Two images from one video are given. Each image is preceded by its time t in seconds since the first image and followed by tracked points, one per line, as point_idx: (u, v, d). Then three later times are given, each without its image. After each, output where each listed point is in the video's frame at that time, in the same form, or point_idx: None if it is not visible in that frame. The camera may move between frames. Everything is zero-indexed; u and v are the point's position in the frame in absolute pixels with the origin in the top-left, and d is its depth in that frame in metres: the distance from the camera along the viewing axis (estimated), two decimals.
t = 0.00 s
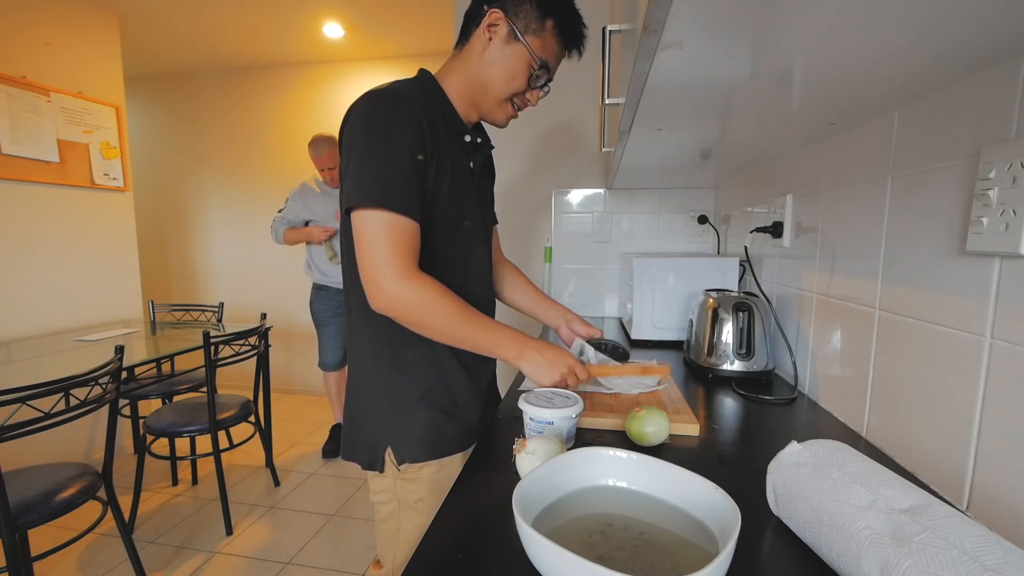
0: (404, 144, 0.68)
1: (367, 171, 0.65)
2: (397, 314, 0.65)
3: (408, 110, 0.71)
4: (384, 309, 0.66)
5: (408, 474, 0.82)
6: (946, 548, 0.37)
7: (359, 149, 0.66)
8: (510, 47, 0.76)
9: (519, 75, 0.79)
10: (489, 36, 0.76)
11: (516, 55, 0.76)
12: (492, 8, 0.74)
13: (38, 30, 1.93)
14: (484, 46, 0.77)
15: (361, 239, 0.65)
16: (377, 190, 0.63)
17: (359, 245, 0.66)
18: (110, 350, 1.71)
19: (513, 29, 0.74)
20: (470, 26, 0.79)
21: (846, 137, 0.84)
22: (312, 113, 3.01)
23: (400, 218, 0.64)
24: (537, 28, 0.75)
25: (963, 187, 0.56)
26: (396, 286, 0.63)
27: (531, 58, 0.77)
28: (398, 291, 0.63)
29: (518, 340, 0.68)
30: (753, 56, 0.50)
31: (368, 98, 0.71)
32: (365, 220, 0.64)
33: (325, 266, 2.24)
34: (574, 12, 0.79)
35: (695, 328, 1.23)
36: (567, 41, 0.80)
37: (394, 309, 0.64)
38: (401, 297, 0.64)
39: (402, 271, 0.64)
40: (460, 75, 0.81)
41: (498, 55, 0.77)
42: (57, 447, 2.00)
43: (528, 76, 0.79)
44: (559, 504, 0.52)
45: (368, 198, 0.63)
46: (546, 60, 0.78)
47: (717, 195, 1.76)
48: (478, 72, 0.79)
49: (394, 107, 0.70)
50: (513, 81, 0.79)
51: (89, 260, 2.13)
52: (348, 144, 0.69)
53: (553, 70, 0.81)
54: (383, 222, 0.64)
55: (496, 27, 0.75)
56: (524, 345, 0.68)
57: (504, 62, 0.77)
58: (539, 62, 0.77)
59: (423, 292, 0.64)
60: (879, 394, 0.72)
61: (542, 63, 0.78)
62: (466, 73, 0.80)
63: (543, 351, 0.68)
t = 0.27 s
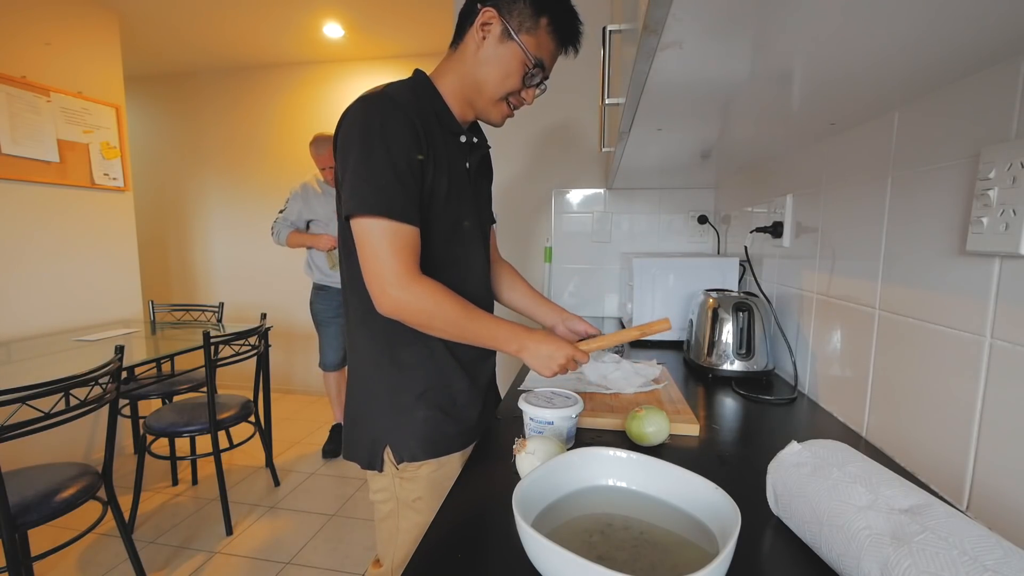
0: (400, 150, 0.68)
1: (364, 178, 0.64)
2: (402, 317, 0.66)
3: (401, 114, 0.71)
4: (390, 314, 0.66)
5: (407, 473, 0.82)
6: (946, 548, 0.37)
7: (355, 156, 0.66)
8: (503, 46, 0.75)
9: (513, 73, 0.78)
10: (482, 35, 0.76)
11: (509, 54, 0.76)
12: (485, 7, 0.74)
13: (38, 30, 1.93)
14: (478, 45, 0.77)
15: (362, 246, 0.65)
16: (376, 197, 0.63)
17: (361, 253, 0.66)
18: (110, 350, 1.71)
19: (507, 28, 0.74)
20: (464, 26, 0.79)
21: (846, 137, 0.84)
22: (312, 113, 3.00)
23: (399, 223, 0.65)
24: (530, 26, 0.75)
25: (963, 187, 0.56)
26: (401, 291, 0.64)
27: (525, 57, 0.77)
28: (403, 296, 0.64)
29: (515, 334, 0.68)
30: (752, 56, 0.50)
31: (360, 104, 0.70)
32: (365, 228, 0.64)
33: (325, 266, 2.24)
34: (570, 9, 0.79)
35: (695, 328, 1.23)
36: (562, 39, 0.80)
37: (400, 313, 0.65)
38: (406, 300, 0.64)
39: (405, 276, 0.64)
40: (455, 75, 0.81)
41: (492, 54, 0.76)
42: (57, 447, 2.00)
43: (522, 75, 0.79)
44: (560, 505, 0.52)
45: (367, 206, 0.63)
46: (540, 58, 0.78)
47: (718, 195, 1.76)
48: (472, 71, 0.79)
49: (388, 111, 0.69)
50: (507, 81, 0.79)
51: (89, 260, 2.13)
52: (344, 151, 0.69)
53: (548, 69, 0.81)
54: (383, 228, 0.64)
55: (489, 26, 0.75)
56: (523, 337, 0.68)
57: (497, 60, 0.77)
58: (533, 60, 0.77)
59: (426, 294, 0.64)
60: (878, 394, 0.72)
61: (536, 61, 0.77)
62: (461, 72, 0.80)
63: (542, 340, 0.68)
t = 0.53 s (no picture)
0: (395, 152, 0.68)
1: (358, 181, 0.64)
2: (397, 321, 0.66)
3: (396, 116, 0.70)
4: (386, 316, 0.66)
5: (405, 473, 0.82)
6: (946, 548, 0.37)
7: (349, 158, 0.66)
8: (499, 44, 0.75)
9: (509, 72, 0.78)
10: (478, 34, 0.75)
11: (505, 53, 0.76)
12: (480, 6, 0.74)
13: (38, 30, 1.93)
14: (473, 44, 0.77)
15: (358, 248, 0.66)
16: (370, 199, 0.63)
17: (356, 255, 0.66)
18: (110, 350, 1.71)
19: (502, 27, 0.74)
20: (460, 26, 0.79)
21: (846, 137, 0.84)
22: (312, 113, 3.00)
23: (395, 224, 0.65)
24: (526, 24, 0.74)
25: (963, 187, 0.56)
26: (395, 294, 0.64)
27: (520, 55, 0.76)
28: (397, 299, 0.64)
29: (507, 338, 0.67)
30: (752, 56, 0.50)
31: (355, 106, 0.70)
32: (360, 230, 0.64)
33: (325, 266, 2.24)
34: (565, 6, 0.78)
35: (695, 328, 1.23)
36: (558, 37, 0.79)
37: (395, 316, 0.65)
38: (401, 303, 0.64)
39: (399, 278, 0.64)
40: (451, 75, 0.81)
41: (487, 53, 0.76)
42: (57, 447, 2.00)
43: (518, 74, 0.78)
44: (560, 505, 0.52)
45: (361, 208, 0.63)
46: (536, 57, 0.78)
47: (718, 195, 1.76)
48: (468, 71, 0.79)
49: (382, 112, 0.69)
50: (503, 80, 0.79)
51: (89, 260, 2.13)
52: (339, 153, 0.69)
53: (545, 67, 0.80)
54: (379, 229, 0.64)
55: (484, 25, 0.75)
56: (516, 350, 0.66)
57: (492, 59, 0.76)
58: (529, 59, 0.77)
59: (421, 297, 0.64)
60: (878, 394, 0.72)
61: (532, 59, 0.77)
62: (456, 72, 0.80)
63: (535, 356, 0.67)
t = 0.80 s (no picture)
0: (385, 147, 0.68)
1: (343, 171, 0.64)
2: (371, 314, 0.66)
3: (391, 111, 0.70)
4: (357, 308, 0.66)
5: (404, 473, 0.82)
6: (947, 548, 0.37)
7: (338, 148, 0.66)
8: (500, 46, 0.75)
9: (510, 73, 0.78)
10: (479, 35, 0.75)
11: (506, 54, 0.76)
12: (482, 7, 0.74)
13: (38, 30, 1.93)
14: (475, 45, 0.77)
15: (337, 240, 0.66)
16: (352, 191, 0.63)
17: (335, 244, 0.66)
18: (110, 350, 1.71)
19: (504, 28, 0.74)
20: (462, 26, 0.79)
21: (846, 137, 0.84)
22: (312, 113, 3.00)
23: (377, 218, 0.64)
24: (527, 26, 0.74)
25: (963, 187, 0.56)
26: (368, 286, 0.64)
27: (521, 57, 0.76)
28: (370, 291, 0.64)
29: (493, 337, 0.67)
30: (752, 56, 0.50)
31: (355, 98, 0.71)
32: (341, 220, 0.64)
33: (326, 266, 2.24)
34: (568, 9, 0.79)
35: (695, 327, 1.23)
36: (560, 38, 0.79)
37: (366, 307, 0.65)
38: (373, 296, 0.64)
39: (376, 270, 0.64)
40: (453, 75, 0.81)
41: (489, 54, 0.76)
42: (57, 447, 2.00)
43: (519, 75, 0.78)
44: (560, 505, 0.52)
45: (342, 198, 0.63)
46: (537, 58, 0.77)
47: (717, 195, 1.76)
48: (469, 71, 0.79)
49: (377, 108, 0.69)
50: (504, 81, 0.79)
51: (89, 261, 2.13)
52: (331, 142, 0.70)
53: (546, 69, 0.80)
54: (357, 223, 0.64)
55: (486, 26, 0.75)
56: (498, 337, 0.66)
57: (494, 60, 0.76)
58: (530, 60, 0.77)
59: (396, 291, 0.64)
60: (878, 394, 0.72)
61: (533, 61, 0.77)
62: (458, 72, 0.80)
63: (518, 340, 0.67)
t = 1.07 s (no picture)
0: (386, 149, 0.67)
1: (347, 175, 0.65)
2: (379, 314, 0.66)
3: (390, 112, 0.70)
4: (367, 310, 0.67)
5: (401, 473, 0.82)
6: (947, 548, 0.37)
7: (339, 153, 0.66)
8: (501, 46, 0.75)
9: (511, 74, 0.78)
10: (480, 36, 0.76)
11: (507, 55, 0.76)
12: (483, 7, 0.74)
13: (38, 30, 1.93)
14: (476, 46, 0.77)
15: (343, 242, 0.66)
16: (357, 194, 0.63)
17: (343, 247, 0.67)
18: (110, 350, 1.71)
19: (504, 28, 0.74)
20: (463, 27, 0.80)
21: (846, 138, 0.84)
22: (312, 113, 3.00)
23: (382, 219, 0.64)
24: (528, 27, 0.74)
25: (963, 187, 0.56)
26: (378, 288, 0.64)
27: (522, 58, 0.76)
28: (379, 293, 0.64)
29: (501, 338, 0.66)
30: (752, 56, 0.50)
31: (353, 101, 0.70)
32: (347, 224, 0.65)
33: (326, 266, 2.24)
34: (570, 10, 0.78)
35: (695, 328, 1.23)
36: (561, 40, 0.79)
37: (376, 309, 0.65)
38: (383, 297, 0.64)
39: (384, 272, 0.64)
40: (454, 76, 0.81)
41: (489, 55, 0.76)
42: (57, 447, 2.00)
43: (520, 76, 0.78)
44: (560, 505, 0.52)
45: (348, 203, 0.63)
46: (538, 59, 0.77)
47: (717, 195, 1.76)
48: (470, 72, 0.79)
49: (376, 108, 0.69)
50: (505, 82, 0.78)
51: (89, 261, 2.13)
52: (331, 146, 0.69)
53: (547, 70, 0.80)
54: (363, 225, 0.64)
55: (486, 26, 0.75)
56: (506, 339, 0.66)
57: (494, 61, 0.76)
58: (531, 61, 0.76)
59: (405, 292, 0.64)
60: (878, 394, 0.72)
61: (534, 62, 0.77)
62: (459, 73, 0.80)
63: (525, 343, 0.67)
